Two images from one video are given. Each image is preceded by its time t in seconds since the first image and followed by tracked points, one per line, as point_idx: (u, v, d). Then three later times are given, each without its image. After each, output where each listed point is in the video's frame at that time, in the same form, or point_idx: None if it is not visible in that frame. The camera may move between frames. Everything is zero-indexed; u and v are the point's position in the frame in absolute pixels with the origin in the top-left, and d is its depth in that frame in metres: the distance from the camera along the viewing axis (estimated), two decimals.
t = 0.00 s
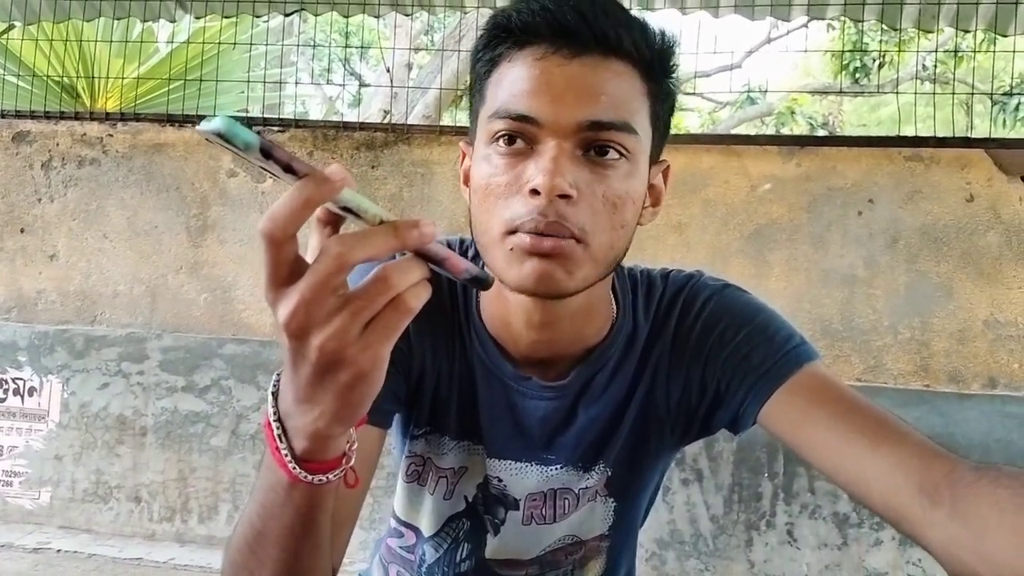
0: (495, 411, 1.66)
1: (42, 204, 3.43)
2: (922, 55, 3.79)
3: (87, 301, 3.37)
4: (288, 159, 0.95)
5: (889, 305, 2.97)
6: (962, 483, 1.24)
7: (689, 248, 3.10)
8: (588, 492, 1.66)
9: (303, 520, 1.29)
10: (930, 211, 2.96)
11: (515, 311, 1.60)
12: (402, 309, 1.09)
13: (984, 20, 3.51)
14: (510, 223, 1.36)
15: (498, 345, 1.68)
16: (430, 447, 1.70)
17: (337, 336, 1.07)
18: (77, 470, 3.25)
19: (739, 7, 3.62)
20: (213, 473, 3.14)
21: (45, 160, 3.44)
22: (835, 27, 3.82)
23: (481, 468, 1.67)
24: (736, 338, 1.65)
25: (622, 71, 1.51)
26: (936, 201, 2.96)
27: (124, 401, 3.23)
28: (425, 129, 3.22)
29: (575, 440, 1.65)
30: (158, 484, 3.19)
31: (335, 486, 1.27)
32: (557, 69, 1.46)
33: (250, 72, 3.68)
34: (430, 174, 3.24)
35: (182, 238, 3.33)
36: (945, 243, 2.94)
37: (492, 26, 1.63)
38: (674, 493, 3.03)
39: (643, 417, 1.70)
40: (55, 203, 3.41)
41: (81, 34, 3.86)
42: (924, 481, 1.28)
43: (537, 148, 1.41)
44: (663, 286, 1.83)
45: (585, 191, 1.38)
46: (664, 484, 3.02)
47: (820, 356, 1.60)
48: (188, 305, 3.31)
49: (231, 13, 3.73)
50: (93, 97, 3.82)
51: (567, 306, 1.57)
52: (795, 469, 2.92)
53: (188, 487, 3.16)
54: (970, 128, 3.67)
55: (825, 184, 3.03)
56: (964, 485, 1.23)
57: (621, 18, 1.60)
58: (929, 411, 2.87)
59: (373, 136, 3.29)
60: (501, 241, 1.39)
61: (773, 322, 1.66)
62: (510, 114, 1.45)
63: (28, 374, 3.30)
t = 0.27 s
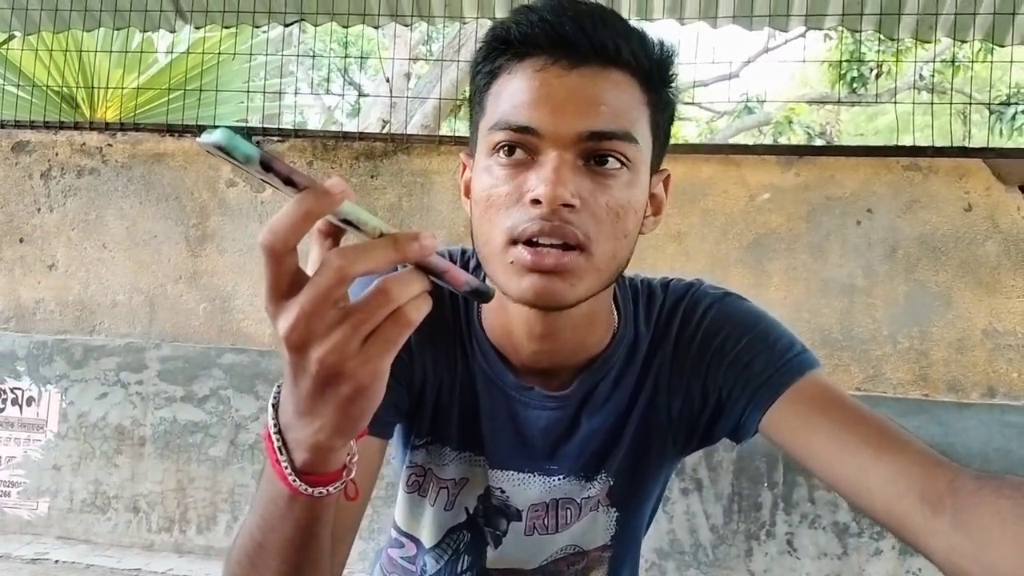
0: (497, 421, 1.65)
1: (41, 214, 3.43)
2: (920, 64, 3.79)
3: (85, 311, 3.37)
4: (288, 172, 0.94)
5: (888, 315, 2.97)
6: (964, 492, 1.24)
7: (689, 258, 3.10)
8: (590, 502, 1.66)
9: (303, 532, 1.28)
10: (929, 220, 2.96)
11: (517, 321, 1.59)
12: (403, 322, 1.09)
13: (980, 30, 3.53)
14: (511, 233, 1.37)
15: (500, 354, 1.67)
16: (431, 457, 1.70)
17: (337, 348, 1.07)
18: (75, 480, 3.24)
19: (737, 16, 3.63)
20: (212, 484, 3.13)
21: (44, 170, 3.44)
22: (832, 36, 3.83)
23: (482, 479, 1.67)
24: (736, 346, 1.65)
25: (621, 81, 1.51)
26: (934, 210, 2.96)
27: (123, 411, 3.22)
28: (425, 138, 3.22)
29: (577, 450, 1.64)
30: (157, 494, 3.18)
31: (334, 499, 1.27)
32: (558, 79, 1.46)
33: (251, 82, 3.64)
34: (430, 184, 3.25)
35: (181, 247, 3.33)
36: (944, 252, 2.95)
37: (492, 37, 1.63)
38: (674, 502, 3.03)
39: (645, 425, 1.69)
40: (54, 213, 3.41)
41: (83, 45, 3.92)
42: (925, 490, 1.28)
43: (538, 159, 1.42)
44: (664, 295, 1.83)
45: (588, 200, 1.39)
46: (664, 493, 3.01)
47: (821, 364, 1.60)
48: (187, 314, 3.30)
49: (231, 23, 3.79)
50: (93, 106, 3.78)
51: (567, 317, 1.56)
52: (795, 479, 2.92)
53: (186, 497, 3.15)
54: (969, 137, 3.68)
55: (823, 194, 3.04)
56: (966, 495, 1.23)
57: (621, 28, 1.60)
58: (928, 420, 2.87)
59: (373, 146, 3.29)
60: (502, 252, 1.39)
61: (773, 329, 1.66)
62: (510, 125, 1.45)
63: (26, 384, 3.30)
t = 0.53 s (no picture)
0: (490, 437, 1.66)
1: (36, 227, 3.43)
2: (913, 82, 3.83)
3: (79, 324, 3.36)
4: (290, 191, 0.94)
5: (881, 331, 2.98)
6: (956, 511, 1.24)
7: (682, 273, 3.11)
8: (584, 518, 1.65)
9: (299, 550, 1.28)
10: (921, 238, 2.98)
11: (509, 336, 1.59)
12: (402, 341, 1.10)
13: (971, 48, 3.57)
14: (506, 248, 1.37)
15: (494, 370, 1.68)
16: (424, 473, 1.69)
17: (337, 368, 1.07)
18: (68, 494, 3.23)
19: (730, 35, 3.66)
20: (205, 498, 3.12)
21: (40, 183, 3.45)
22: (825, 53, 3.86)
23: (475, 495, 1.67)
24: (728, 363, 1.66)
25: (615, 100, 1.51)
26: (926, 228, 2.99)
27: (115, 424, 3.21)
28: (420, 153, 3.25)
29: (570, 466, 1.64)
30: (149, 508, 3.17)
31: (331, 517, 1.27)
32: (553, 97, 1.46)
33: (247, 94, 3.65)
34: (425, 199, 3.25)
35: (176, 261, 3.33)
36: (936, 269, 2.96)
37: (487, 57, 1.64)
38: (668, 518, 3.02)
39: (638, 442, 1.69)
40: (49, 226, 3.41)
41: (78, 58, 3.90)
42: (917, 508, 1.28)
43: (533, 176, 1.41)
44: (656, 311, 1.84)
45: (582, 218, 1.38)
46: (658, 509, 3.01)
47: (813, 380, 1.60)
48: (181, 328, 3.30)
49: (229, 37, 3.84)
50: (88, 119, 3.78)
51: (561, 332, 1.56)
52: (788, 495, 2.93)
53: (179, 511, 3.14)
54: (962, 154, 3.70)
55: (816, 211, 3.06)
56: (957, 513, 1.24)
57: (615, 47, 1.60)
58: (920, 436, 2.86)
59: (368, 160, 3.30)
60: (497, 269, 1.39)
61: (765, 346, 1.66)
62: (506, 142, 1.45)
63: (19, 398, 3.29)
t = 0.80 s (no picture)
0: (477, 460, 1.63)
1: (24, 245, 3.42)
2: (899, 108, 3.88)
3: (66, 343, 3.34)
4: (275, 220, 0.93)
5: (868, 354, 2.98)
6: (940, 536, 1.24)
7: (671, 295, 3.11)
8: (571, 541, 1.64)
9: None
10: (907, 262, 3.02)
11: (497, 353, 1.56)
12: (389, 370, 1.08)
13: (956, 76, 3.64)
14: (493, 270, 1.35)
15: (481, 392, 1.66)
16: (411, 495, 1.67)
17: (322, 397, 1.06)
18: (51, 514, 3.19)
19: (719, 60, 3.69)
20: (189, 519, 3.10)
21: (29, 201, 3.45)
22: (812, 79, 3.93)
23: (462, 518, 1.65)
24: (716, 386, 1.64)
25: (604, 127, 1.49)
26: (912, 252, 3.02)
27: (100, 444, 3.19)
28: (410, 174, 3.26)
29: (557, 489, 1.62)
30: (133, 529, 3.13)
31: (314, 544, 1.26)
32: (541, 123, 1.45)
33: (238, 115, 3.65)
34: (414, 220, 3.26)
35: (164, 280, 3.32)
36: (922, 293, 2.99)
37: (476, 81, 1.62)
38: (656, 541, 3.01)
39: (626, 464, 1.67)
40: (37, 244, 3.41)
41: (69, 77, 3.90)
42: (901, 533, 1.28)
43: (521, 201, 1.39)
44: (643, 334, 1.82)
45: (571, 242, 1.35)
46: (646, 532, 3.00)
47: (800, 405, 1.59)
48: (168, 348, 3.28)
49: (219, 57, 3.81)
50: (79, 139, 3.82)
51: (549, 353, 1.54)
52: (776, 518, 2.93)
53: (163, 533, 3.11)
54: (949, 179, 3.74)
55: (803, 235, 3.09)
56: (941, 539, 1.23)
57: (605, 74, 1.58)
58: (907, 460, 2.85)
59: (358, 182, 3.32)
60: (484, 292, 1.37)
61: (753, 369, 1.65)
62: (495, 167, 1.43)
63: (3, 418, 3.26)
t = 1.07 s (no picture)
0: (467, 479, 1.62)
1: (10, 259, 3.40)
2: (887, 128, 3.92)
3: (51, 358, 3.31)
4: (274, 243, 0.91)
5: (854, 373, 3.00)
6: (929, 556, 1.26)
7: (659, 313, 3.11)
8: (560, 562, 1.62)
9: None
10: (892, 282, 3.04)
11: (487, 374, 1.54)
12: (384, 396, 1.08)
13: (941, 98, 3.67)
14: (486, 291, 1.35)
15: (472, 411, 1.64)
16: (399, 514, 1.66)
17: (316, 422, 1.05)
18: (32, 532, 3.14)
19: (706, 81, 3.73)
20: (173, 537, 3.07)
21: (16, 215, 3.44)
22: (799, 100, 3.96)
23: (451, 537, 1.63)
24: (706, 407, 1.62)
25: (598, 150, 1.49)
26: (898, 272, 3.05)
27: (85, 460, 3.16)
28: (399, 192, 3.27)
29: (546, 510, 1.60)
30: (115, 547, 3.09)
31: (303, 568, 1.26)
32: (536, 145, 1.44)
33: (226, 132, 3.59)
34: (404, 237, 3.27)
35: (151, 295, 3.31)
36: (908, 312, 3.01)
37: (471, 101, 1.61)
38: (643, 560, 2.99)
39: (615, 483, 1.65)
40: (23, 259, 3.39)
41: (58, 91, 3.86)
42: (891, 553, 1.29)
43: (515, 223, 1.38)
44: (634, 353, 1.80)
45: (564, 265, 1.35)
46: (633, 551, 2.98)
47: (788, 426, 1.57)
48: (154, 363, 3.26)
49: (210, 73, 3.88)
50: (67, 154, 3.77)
51: (540, 375, 1.51)
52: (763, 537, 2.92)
53: (146, 551, 3.07)
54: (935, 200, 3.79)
55: (790, 254, 3.11)
56: (929, 559, 1.25)
57: (600, 98, 1.58)
58: (894, 479, 2.86)
59: (348, 199, 3.32)
60: (477, 313, 1.36)
61: (743, 390, 1.63)
62: (489, 188, 1.42)
63: None
